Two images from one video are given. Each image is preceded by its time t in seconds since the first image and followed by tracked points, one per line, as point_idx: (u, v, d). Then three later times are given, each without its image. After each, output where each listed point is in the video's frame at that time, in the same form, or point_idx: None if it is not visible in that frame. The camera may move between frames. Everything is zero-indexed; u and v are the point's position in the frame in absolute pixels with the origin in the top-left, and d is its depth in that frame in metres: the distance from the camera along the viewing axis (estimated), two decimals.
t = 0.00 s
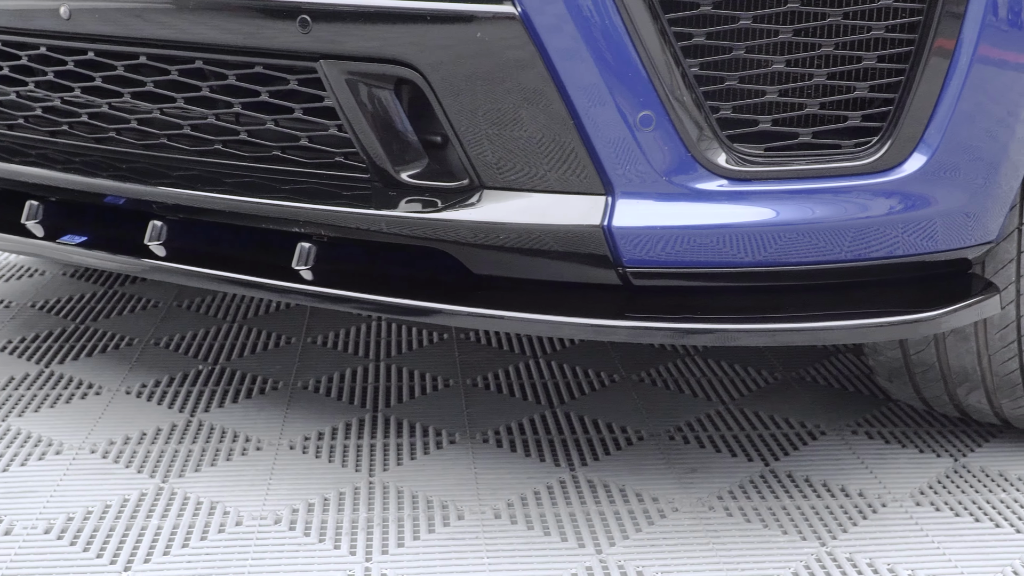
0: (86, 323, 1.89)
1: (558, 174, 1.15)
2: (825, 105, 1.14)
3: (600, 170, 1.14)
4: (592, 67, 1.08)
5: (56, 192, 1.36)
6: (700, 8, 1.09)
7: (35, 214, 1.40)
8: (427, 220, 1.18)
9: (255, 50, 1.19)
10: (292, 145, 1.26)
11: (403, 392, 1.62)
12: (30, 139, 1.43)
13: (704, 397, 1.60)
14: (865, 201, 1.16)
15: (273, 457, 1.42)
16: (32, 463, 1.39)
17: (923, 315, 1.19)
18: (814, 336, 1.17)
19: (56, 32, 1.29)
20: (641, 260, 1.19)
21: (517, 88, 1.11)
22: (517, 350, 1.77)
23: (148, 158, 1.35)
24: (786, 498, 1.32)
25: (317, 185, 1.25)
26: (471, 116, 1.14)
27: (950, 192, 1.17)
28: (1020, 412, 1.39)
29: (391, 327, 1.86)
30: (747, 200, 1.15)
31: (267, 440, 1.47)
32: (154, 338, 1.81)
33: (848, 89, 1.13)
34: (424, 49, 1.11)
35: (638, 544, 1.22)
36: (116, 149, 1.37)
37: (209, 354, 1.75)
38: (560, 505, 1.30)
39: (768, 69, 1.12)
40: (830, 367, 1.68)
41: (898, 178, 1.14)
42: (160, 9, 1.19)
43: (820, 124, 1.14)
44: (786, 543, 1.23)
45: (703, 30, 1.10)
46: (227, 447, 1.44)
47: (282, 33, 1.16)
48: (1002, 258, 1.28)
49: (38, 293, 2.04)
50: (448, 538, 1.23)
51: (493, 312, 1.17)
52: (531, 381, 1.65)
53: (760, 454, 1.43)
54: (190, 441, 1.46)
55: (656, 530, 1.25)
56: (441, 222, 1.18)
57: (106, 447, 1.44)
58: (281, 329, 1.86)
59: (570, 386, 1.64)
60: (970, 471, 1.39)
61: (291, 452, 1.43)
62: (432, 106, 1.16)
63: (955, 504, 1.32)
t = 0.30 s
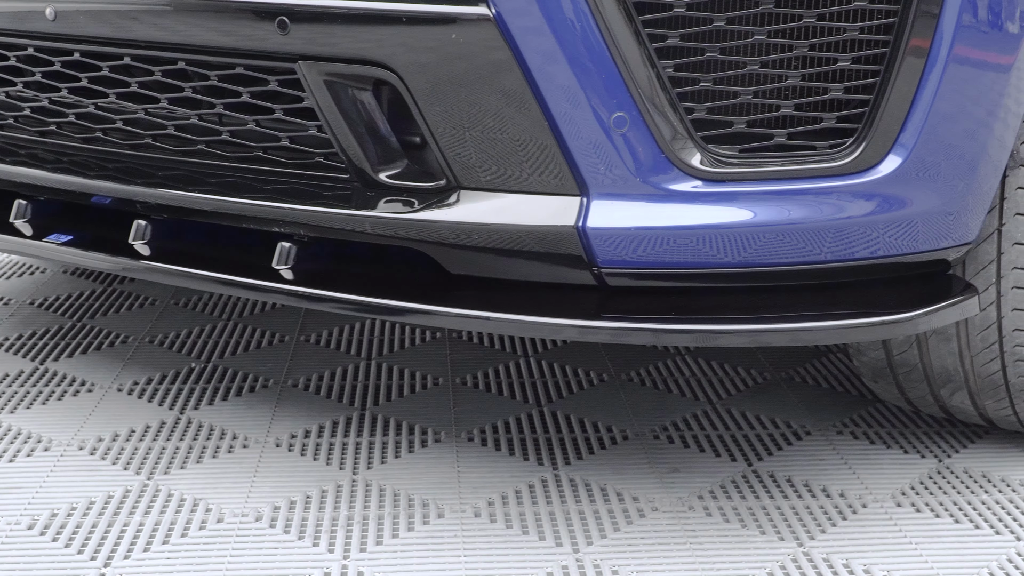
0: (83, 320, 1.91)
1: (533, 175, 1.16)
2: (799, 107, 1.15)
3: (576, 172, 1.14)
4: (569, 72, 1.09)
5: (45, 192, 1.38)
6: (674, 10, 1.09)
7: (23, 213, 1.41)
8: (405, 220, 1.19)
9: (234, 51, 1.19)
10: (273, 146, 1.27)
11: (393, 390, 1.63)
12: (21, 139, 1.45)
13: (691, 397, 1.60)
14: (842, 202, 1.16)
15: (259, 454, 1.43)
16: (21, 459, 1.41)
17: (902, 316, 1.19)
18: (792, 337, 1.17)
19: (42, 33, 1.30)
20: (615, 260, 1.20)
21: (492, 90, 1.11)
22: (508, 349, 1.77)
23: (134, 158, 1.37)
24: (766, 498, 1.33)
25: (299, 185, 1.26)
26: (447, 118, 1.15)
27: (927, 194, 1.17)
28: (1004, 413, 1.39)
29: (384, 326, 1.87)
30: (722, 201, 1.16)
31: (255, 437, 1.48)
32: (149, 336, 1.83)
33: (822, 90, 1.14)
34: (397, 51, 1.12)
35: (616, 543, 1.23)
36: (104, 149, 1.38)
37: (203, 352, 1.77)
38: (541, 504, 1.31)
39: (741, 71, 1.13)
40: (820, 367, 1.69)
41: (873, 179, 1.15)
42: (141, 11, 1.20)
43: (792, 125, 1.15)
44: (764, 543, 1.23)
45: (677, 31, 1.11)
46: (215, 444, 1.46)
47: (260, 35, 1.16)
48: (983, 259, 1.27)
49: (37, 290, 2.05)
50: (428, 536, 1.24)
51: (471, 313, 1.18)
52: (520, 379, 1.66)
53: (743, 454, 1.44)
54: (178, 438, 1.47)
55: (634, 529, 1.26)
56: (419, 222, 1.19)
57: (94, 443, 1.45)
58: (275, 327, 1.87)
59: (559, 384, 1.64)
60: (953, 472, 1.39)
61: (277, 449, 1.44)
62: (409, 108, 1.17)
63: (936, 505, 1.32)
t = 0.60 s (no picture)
0: (85, 317, 1.92)
1: (513, 176, 1.17)
2: (779, 109, 1.15)
3: (555, 173, 1.15)
4: (546, 73, 1.09)
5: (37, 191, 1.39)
6: (652, 11, 1.09)
7: (16, 212, 1.43)
8: (387, 220, 1.20)
9: (218, 52, 1.20)
10: (258, 146, 1.28)
11: (386, 388, 1.64)
12: (15, 138, 1.46)
13: (683, 397, 1.60)
14: (822, 204, 1.16)
15: (249, 452, 1.44)
16: (14, 455, 1.42)
17: (883, 317, 1.18)
18: (772, 338, 1.17)
19: (32, 34, 1.31)
20: (595, 261, 1.20)
21: (470, 92, 1.12)
22: (503, 348, 1.78)
23: (124, 158, 1.38)
24: (751, 499, 1.33)
25: (283, 185, 1.27)
26: (427, 120, 1.15)
27: (908, 196, 1.17)
28: (992, 414, 1.39)
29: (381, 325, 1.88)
30: (701, 202, 1.17)
31: (245, 435, 1.49)
32: (148, 334, 1.84)
33: (802, 92, 1.14)
34: (375, 52, 1.12)
35: (598, 543, 1.23)
36: (95, 148, 1.40)
37: (200, 350, 1.78)
38: (525, 503, 1.31)
39: (721, 72, 1.13)
40: (814, 367, 1.69)
41: (853, 180, 1.15)
42: (127, 12, 1.21)
43: (773, 127, 1.15)
44: (745, 544, 1.23)
45: (655, 33, 1.11)
46: (205, 442, 1.47)
47: (242, 36, 1.17)
48: (967, 261, 1.27)
49: (42, 287, 2.07)
50: (410, 534, 1.25)
51: (451, 313, 1.18)
52: (513, 378, 1.67)
53: (730, 455, 1.44)
54: (170, 436, 1.48)
55: (617, 529, 1.26)
56: (401, 222, 1.20)
57: (87, 441, 1.46)
58: (274, 325, 1.88)
59: (551, 383, 1.65)
60: (941, 474, 1.39)
61: (267, 447, 1.45)
62: (390, 110, 1.17)
63: (921, 507, 1.31)
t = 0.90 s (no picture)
0: (88, 314, 1.94)
1: (497, 177, 1.17)
2: (762, 109, 1.15)
3: (538, 174, 1.15)
4: (529, 74, 1.09)
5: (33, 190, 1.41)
6: (635, 13, 1.10)
7: (12, 211, 1.45)
8: (374, 220, 1.21)
9: (206, 53, 1.21)
10: (248, 146, 1.29)
11: (381, 387, 1.64)
12: (13, 137, 1.48)
13: (677, 397, 1.60)
14: (806, 206, 1.16)
15: (242, 450, 1.45)
16: (10, 451, 1.43)
17: (869, 319, 1.18)
18: (757, 339, 1.17)
19: (26, 35, 1.32)
20: (579, 261, 1.21)
21: (453, 93, 1.12)
22: (500, 347, 1.79)
23: (119, 157, 1.39)
24: (739, 499, 1.33)
25: (273, 185, 1.28)
26: (411, 121, 1.16)
27: (893, 198, 1.17)
28: (983, 416, 1.38)
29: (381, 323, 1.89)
30: (685, 203, 1.17)
31: (240, 433, 1.50)
32: (149, 331, 1.86)
33: (786, 93, 1.14)
34: (360, 54, 1.13)
35: (583, 543, 1.23)
36: (90, 148, 1.41)
37: (200, 347, 1.79)
38: (513, 503, 1.32)
39: (704, 73, 1.13)
40: (809, 368, 1.69)
41: (837, 182, 1.15)
42: (117, 13, 1.22)
43: (756, 127, 1.15)
44: (730, 544, 1.24)
45: (639, 34, 1.11)
46: (200, 439, 1.48)
47: (229, 37, 1.17)
48: (956, 262, 1.26)
49: (47, 284, 2.09)
50: (397, 533, 1.26)
51: (437, 313, 1.19)
52: (509, 378, 1.67)
53: (721, 455, 1.44)
54: (166, 433, 1.49)
55: (603, 528, 1.26)
56: (388, 222, 1.21)
57: (83, 437, 1.48)
58: (274, 323, 1.89)
59: (546, 383, 1.65)
60: (932, 475, 1.39)
61: (260, 444, 1.46)
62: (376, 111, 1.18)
63: (910, 508, 1.31)
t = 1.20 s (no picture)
0: (97, 311, 1.96)
1: (485, 176, 1.18)
2: (750, 109, 1.15)
3: (525, 173, 1.16)
4: (516, 74, 1.09)
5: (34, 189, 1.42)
6: (621, 13, 1.10)
7: (14, 209, 1.47)
8: (362, 220, 1.22)
9: (198, 53, 1.21)
10: (242, 146, 1.30)
11: (381, 385, 1.65)
12: (16, 136, 1.49)
13: (676, 398, 1.60)
14: (793, 207, 1.16)
15: (239, 447, 1.46)
16: (10, 447, 1.45)
17: (856, 320, 1.18)
18: (743, 340, 1.17)
19: (25, 36, 1.34)
20: (567, 261, 1.21)
21: (440, 93, 1.13)
22: (502, 347, 1.79)
23: (117, 156, 1.40)
24: (731, 500, 1.33)
25: (266, 185, 1.29)
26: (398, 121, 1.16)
27: (882, 198, 1.17)
28: (979, 418, 1.38)
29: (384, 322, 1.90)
30: (672, 203, 1.17)
31: (238, 430, 1.51)
32: (155, 329, 1.87)
33: (773, 93, 1.14)
34: (347, 54, 1.13)
35: (571, 542, 1.24)
36: (90, 147, 1.43)
37: (204, 345, 1.80)
38: (503, 501, 1.32)
39: (691, 73, 1.13)
40: (810, 370, 1.68)
41: (824, 182, 1.15)
42: (112, 14, 1.23)
43: (744, 128, 1.16)
44: (719, 545, 1.24)
45: (625, 35, 1.11)
46: (198, 436, 1.49)
47: (219, 38, 1.18)
48: (948, 264, 1.26)
49: (58, 282, 2.11)
50: (387, 531, 1.26)
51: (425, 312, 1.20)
52: (509, 377, 1.68)
53: (716, 455, 1.44)
54: (165, 429, 1.51)
55: (593, 528, 1.27)
56: (377, 222, 1.21)
57: (83, 433, 1.49)
58: (279, 322, 1.91)
59: (546, 382, 1.66)
60: (927, 478, 1.38)
61: (258, 442, 1.48)
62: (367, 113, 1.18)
63: (902, 510, 1.30)
